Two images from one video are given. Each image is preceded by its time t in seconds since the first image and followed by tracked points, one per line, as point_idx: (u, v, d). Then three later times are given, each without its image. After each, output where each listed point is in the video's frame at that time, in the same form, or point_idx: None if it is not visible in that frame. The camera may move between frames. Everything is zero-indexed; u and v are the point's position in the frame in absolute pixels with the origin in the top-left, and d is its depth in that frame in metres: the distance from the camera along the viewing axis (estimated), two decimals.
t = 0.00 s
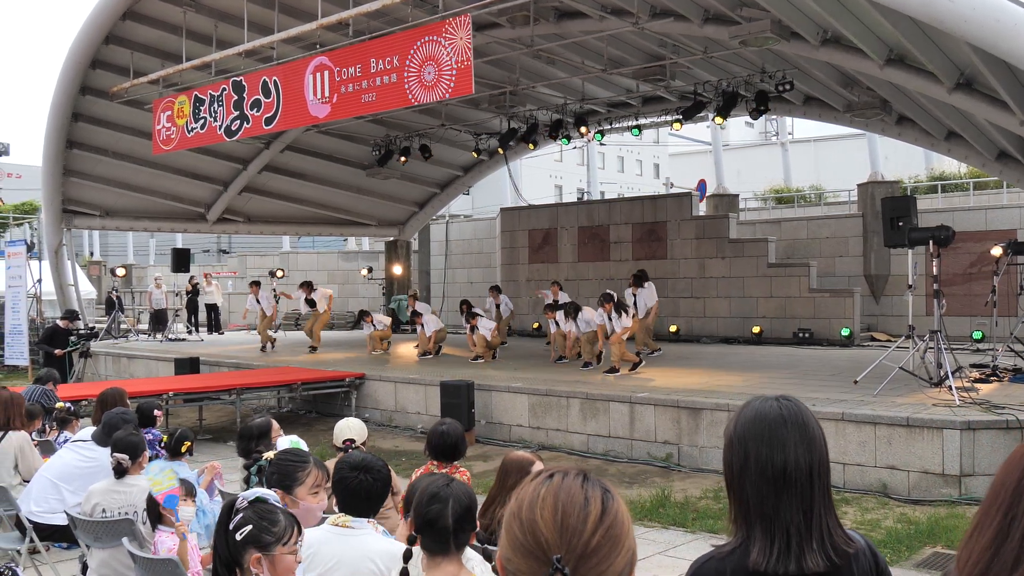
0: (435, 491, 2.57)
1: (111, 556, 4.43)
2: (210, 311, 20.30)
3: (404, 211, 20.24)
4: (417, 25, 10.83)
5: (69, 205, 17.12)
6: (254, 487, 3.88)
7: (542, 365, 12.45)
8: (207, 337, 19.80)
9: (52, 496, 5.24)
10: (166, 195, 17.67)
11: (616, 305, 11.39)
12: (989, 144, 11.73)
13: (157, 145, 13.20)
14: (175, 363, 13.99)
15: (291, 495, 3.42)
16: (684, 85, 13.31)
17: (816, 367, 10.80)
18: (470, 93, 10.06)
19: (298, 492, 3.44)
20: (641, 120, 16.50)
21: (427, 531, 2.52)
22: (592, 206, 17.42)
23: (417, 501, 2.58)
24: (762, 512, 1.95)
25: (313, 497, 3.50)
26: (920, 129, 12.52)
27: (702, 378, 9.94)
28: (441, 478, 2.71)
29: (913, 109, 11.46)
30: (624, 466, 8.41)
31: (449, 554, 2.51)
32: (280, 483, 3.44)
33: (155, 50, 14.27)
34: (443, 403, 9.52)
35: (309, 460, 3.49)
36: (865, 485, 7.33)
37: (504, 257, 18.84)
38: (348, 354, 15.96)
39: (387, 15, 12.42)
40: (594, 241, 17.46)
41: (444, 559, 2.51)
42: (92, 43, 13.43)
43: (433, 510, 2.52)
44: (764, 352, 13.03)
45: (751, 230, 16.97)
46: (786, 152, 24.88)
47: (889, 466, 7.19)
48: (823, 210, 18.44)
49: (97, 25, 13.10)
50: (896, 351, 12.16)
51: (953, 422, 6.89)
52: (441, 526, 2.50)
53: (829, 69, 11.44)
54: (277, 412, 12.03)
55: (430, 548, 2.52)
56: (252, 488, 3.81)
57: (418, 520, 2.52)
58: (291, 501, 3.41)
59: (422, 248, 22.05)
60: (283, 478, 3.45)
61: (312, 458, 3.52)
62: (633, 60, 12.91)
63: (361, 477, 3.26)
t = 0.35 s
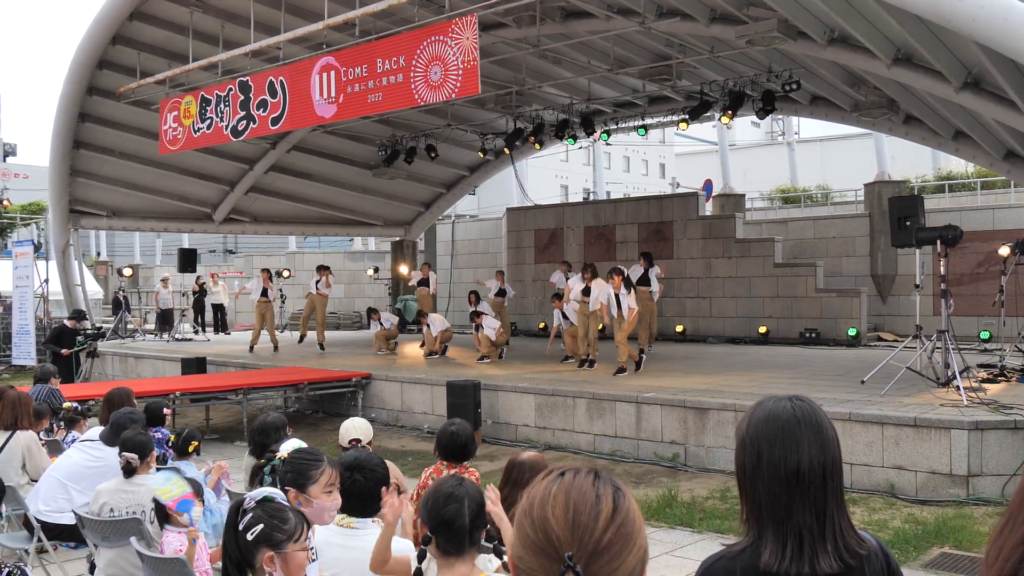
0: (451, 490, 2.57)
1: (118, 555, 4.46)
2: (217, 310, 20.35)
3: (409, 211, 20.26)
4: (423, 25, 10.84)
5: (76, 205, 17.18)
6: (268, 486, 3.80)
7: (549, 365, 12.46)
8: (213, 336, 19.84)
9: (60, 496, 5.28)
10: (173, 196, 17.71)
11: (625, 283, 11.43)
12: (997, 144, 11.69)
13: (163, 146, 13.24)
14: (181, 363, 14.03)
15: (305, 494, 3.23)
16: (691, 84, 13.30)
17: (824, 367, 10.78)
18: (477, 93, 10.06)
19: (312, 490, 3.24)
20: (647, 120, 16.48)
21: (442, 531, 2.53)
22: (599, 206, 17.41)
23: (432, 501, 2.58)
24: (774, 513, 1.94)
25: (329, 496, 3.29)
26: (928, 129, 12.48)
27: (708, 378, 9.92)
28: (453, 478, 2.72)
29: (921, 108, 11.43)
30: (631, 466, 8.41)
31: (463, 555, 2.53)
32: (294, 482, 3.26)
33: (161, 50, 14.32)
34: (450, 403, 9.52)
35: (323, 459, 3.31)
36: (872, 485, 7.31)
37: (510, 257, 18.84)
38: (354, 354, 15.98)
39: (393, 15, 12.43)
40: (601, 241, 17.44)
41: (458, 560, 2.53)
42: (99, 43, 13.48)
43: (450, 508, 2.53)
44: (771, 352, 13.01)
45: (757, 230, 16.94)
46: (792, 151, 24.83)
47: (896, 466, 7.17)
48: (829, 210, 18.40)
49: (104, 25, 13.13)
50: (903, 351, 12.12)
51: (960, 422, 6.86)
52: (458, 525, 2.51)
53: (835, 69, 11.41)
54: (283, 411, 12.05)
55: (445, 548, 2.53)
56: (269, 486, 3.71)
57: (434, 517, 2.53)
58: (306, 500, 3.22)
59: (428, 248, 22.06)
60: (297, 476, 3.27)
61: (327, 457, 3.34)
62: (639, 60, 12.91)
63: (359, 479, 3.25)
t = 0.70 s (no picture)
0: (463, 488, 2.62)
1: (125, 555, 4.46)
2: (222, 311, 20.40)
3: (415, 211, 20.28)
4: (429, 25, 10.85)
5: (82, 205, 17.23)
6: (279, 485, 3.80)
7: (555, 365, 12.46)
8: (219, 336, 19.89)
9: (67, 495, 5.28)
10: (179, 196, 17.76)
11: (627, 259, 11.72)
12: (1004, 143, 11.66)
13: (170, 146, 13.28)
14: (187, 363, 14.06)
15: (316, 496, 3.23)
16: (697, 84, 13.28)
17: (831, 367, 10.75)
18: (482, 93, 10.07)
19: (324, 493, 3.25)
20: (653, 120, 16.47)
21: (455, 529, 2.56)
22: (604, 206, 17.39)
23: (444, 498, 2.61)
24: (780, 514, 1.94)
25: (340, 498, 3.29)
26: (934, 129, 12.45)
27: (715, 379, 9.91)
28: (464, 477, 2.76)
29: (927, 108, 11.40)
30: (636, 466, 8.40)
31: (474, 553, 2.57)
32: (305, 484, 3.28)
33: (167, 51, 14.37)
34: (455, 403, 9.52)
35: (335, 460, 3.32)
36: (878, 486, 7.29)
37: (516, 257, 18.84)
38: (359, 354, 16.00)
39: (398, 15, 12.45)
40: (606, 241, 17.42)
41: (468, 558, 2.57)
42: (106, 43, 13.52)
43: (463, 506, 2.57)
44: (777, 353, 13.00)
45: (763, 230, 16.91)
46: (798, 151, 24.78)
47: (903, 467, 7.15)
48: (835, 210, 18.37)
49: (110, 25, 13.17)
50: (909, 352, 12.09)
51: (967, 423, 6.84)
52: (470, 523, 2.55)
53: (842, 68, 11.39)
54: (289, 411, 12.07)
55: (457, 546, 2.56)
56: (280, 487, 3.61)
57: (445, 516, 2.56)
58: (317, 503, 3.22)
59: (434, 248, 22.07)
60: (308, 478, 3.28)
61: (338, 459, 3.35)
62: (645, 60, 12.90)
63: (355, 480, 3.40)
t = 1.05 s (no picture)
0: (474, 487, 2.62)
1: (133, 554, 4.49)
2: (230, 311, 20.45)
3: (422, 211, 20.30)
4: (436, 25, 10.86)
5: (90, 205, 17.30)
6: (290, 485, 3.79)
7: (562, 365, 12.46)
8: (227, 336, 19.94)
9: (76, 494, 5.32)
10: (186, 196, 17.81)
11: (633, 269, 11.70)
12: (1013, 143, 11.62)
13: (177, 146, 13.32)
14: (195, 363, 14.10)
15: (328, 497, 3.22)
16: (704, 84, 13.26)
17: (839, 368, 10.72)
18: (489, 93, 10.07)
19: (336, 492, 3.23)
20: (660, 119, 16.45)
21: (465, 528, 2.56)
22: (612, 206, 17.37)
23: (454, 497, 2.62)
24: (784, 514, 1.94)
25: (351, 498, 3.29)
26: (942, 129, 12.39)
27: (723, 379, 9.90)
28: (473, 477, 2.77)
29: (936, 108, 11.36)
30: (643, 466, 8.40)
31: (484, 551, 2.58)
32: (317, 485, 3.27)
33: (175, 51, 14.43)
34: (463, 403, 9.52)
35: (346, 461, 3.32)
36: (887, 487, 7.26)
37: (523, 257, 18.84)
38: (366, 353, 16.03)
39: (405, 15, 12.48)
40: (613, 241, 17.40)
41: (478, 557, 2.58)
42: (114, 44, 13.59)
43: (474, 504, 2.57)
44: (785, 353, 12.98)
45: (771, 230, 16.88)
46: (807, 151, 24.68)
47: (911, 467, 7.12)
48: (843, 210, 18.31)
49: (118, 25, 13.22)
50: (918, 353, 12.04)
51: (976, 423, 6.81)
52: (481, 521, 2.55)
53: (849, 67, 11.36)
54: (297, 411, 12.10)
55: (467, 544, 2.56)
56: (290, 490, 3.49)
57: (456, 515, 2.57)
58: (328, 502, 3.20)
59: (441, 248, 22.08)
60: (319, 478, 3.27)
61: (349, 459, 3.35)
62: (652, 60, 12.89)
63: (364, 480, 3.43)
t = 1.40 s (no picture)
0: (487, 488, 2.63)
1: (142, 553, 4.50)
2: (237, 311, 20.50)
3: (429, 212, 20.32)
4: (443, 25, 10.88)
5: (98, 205, 17.36)
6: (299, 486, 3.75)
7: (569, 365, 12.45)
8: (234, 336, 19.99)
9: (85, 494, 5.34)
10: (194, 196, 17.86)
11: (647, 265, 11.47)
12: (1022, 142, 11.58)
13: (185, 146, 13.37)
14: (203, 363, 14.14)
15: (336, 493, 3.28)
16: (711, 83, 13.24)
17: (847, 368, 10.69)
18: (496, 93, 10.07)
19: (344, 489, 3.29)
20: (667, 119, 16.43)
21: (480, 529, 2.58)
22: (618, 206, 17.35)
23: (468, 498, 2.63)
24: (794, 514, 1.94)
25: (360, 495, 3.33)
26: (950, 129, 12.36)
27: (730, 379, 9.89)
28: (486, 477, 2.78)
29: (944, 107, 11.32)
30: (650, 467, 8.39)
31: (498, 552, 2.60)
32: (326, 481, 3.32)
33: (182, 52, 14.49)
34: (470, 403, 9.52)
35: (354, 458, 3.36)
36: (895, 487, 7.25)
37: (530, 257, 18.83)
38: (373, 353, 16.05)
39: (412, 15, 12.50)
40: (620, 241, 17.39)
41: (491, 558, 2.59)
42: (121, 45, 13.64)
43: (489, 506, 2.59)
44: (793, 353, 12.96)
45: (778, 230, 16.86)
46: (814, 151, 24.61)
47: (920, 468, 7.10)
48: (851, 210, 18.27)
49: (126, 26, 13.26)
50: (926, 353, 12.00)
51: (984, 423, 6.79)
52: (495, 522, 2.57)
53: (857, 67, 11.33)
54: (304, 411, 12.12)
55: (481, 546, 2.58)
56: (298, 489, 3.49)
57: (472, 517, 2.58)
58: (336, 499, 3.27)
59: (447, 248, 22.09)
60: (328, 475, 3.32)
61: (357, 457, 3.39)
62: (659, 60, 12.87)
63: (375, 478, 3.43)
